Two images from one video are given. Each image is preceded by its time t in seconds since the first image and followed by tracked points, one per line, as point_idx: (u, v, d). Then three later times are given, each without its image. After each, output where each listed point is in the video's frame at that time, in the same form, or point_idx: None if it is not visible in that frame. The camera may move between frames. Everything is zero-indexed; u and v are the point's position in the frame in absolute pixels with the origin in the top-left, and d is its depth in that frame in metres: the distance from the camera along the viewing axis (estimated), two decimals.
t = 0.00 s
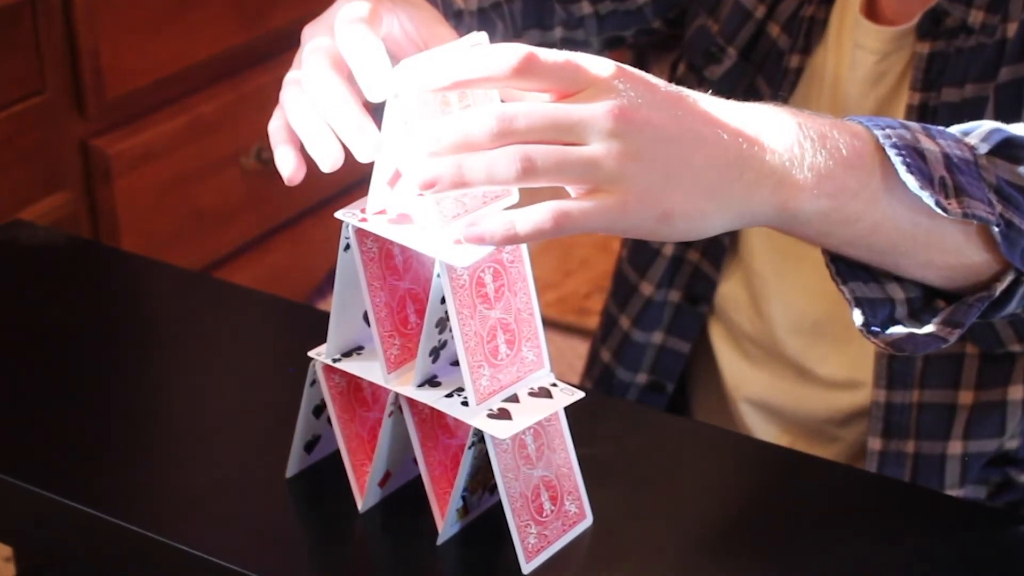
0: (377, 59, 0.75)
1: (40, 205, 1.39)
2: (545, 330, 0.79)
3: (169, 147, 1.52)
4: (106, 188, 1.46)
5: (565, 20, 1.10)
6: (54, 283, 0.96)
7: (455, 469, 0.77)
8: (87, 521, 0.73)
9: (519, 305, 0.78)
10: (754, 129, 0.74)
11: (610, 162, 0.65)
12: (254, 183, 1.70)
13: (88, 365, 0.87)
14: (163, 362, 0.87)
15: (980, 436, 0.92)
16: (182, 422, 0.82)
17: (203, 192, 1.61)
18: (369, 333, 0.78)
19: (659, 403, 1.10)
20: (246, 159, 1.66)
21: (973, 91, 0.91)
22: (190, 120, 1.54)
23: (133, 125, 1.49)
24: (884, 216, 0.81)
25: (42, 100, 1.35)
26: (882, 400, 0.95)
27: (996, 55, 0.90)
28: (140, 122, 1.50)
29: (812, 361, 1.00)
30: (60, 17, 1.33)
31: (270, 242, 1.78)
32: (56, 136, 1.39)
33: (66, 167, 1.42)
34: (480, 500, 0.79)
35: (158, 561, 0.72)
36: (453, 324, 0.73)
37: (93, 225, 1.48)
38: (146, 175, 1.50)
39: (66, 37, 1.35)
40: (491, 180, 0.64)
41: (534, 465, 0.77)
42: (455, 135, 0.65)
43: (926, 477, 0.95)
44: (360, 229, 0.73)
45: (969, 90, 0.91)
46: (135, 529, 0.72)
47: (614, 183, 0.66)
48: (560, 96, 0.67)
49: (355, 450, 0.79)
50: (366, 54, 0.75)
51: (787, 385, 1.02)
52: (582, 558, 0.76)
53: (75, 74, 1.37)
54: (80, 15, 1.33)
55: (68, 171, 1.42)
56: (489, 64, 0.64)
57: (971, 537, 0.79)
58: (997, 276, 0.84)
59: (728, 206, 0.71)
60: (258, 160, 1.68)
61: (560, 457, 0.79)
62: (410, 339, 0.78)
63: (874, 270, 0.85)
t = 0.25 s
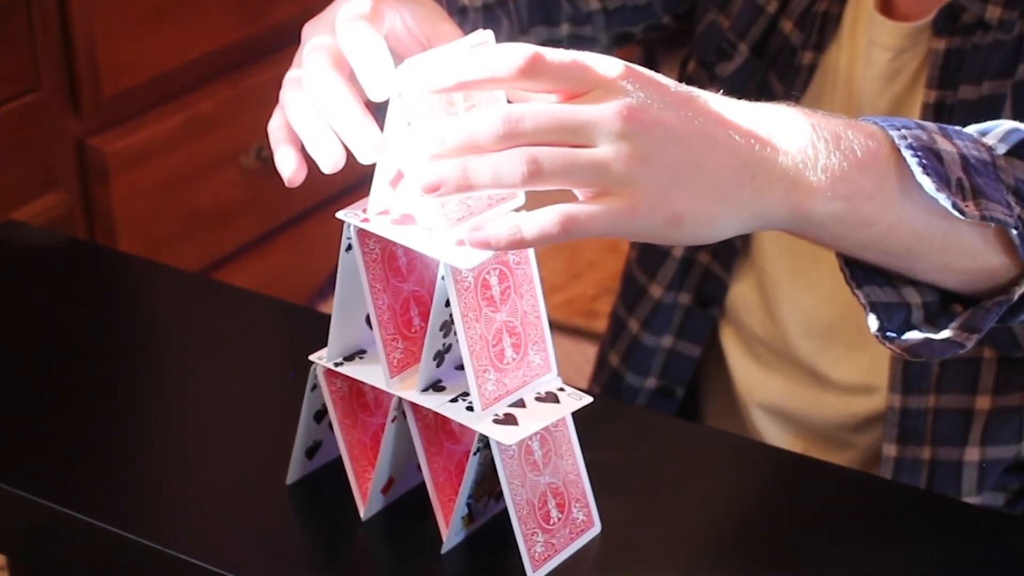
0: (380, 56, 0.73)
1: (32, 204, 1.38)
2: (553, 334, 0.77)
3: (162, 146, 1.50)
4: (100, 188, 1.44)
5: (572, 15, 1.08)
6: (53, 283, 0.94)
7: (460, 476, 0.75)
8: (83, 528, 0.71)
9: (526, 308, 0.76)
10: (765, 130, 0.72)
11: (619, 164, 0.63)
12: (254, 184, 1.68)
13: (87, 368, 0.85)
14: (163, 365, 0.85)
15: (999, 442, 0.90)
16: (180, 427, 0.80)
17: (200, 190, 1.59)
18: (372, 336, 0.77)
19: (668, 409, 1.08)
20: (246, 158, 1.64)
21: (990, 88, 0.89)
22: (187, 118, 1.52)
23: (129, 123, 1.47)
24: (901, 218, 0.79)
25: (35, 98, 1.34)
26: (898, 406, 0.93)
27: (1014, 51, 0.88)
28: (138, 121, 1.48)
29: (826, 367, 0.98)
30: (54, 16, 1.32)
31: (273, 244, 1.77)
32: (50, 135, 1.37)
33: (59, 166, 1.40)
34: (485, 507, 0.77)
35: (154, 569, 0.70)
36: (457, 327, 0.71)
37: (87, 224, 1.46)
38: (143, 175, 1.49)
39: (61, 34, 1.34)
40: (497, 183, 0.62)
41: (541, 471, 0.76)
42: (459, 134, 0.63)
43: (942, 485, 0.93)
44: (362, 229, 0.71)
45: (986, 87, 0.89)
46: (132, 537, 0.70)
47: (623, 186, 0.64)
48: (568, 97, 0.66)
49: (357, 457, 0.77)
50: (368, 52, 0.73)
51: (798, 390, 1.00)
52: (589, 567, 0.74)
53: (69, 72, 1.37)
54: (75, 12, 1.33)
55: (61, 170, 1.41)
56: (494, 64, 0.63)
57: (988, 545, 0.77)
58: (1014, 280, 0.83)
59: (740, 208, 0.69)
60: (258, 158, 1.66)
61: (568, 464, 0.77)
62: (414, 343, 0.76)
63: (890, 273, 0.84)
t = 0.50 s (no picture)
0: (382, 52, 0.71)
1: (25, 204, 1.32)
2: (560, 337, 0.75)
3: (164, 146, 1.46)
4: (96, 185, 1.38)
5: (580, 11, 1.07)
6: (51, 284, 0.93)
7: (465, 483, 0.73)
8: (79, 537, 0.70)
9: (532, 311, 0.74)
10: (777, 129, 0.70)
11: (627, 164, 0.61)
12: (263, 182, 1.65)
13: (84, 372, 0.83)
14: (161, 369, 0.84)
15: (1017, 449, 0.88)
16: (179, 432, 0.78)
17: (201, 191, 1.55)
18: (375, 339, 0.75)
19: (677, 415, 1.06)
20: (245, 156, 1.60)
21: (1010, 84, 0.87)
22: (189, 113, 1.48)
23: (127, 120, 1.42)
24: (916, 219, 0.78)
25: (31, 95, 1.28)
26: (914, 411, 0.91)
27: None
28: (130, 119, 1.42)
29: (840, 371, 0.96)
30: (51, 16, 1.28)
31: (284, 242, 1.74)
32: (46, 133, 1.32)
33: (54, 167, 1.34)
34: (490, 515, 0.75)
35: None
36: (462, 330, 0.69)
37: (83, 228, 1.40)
38: (142, 173, 1.44)
39: (56, 30, 1.29)
40: (502, 184, 0.60)
41: (548, 478, 0.74)
42: (462, 134, 0.61)
43: (959, 491, 0.91)
44: (364, 231, 0.69)
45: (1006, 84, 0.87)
46: (128, 545, 0.68)
47: (631, 186, 0.62)
48: (574, 96, 0.64)
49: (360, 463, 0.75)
50: (370, 48, 0.71)
51: (812, 395, 0.98)
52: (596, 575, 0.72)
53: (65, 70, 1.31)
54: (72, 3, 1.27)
55: (55, 170, 1.35)
56: (500, 60, 0.61)
57: (1010, 554, 0.75)
58: None
59: (753, 208, 0.67)
60: (258, 156, 1.61)
61: (575, 470, 0.75)
62: (418, 347, 0.74)
63: (904, 276, 0.81)
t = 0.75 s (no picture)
0: (381, 45, 0.69)
1: (19, 204, 1.30)
2: (567, 340, 0.73)
3: (161, 143, 1.43)
4: (91, 184, 1.36)
5: (588, 7, 1.05)
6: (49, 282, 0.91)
7: (469, 489, 0.72)
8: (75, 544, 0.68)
9: (538, 313, 0.72)
10: (789, 130, 0.68)
11: (636, 165, 0.60)
12: (264, 182, 1.64)
13: (80, 373, 0.81)
14: (159, 372, 0.82)
15: None
16: (177, 435, 0.76)
17: (198, 191, 1.52)
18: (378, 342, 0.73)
19: (688, 419, 1.04)
20: (244, 155, 1.58)
21: None
22: (188, 111, 1.46)
23: (125, 118, 1.40)
24: (933, 222, 0.76)
25: (25, 91, 1.26)
26: (929, 416, 0.89)
27: None
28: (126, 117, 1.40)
29: (854, 377, 0.95)
30: (48, 13, 1.25)
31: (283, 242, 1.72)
32: (40, 131, 1.30)
33: (49, 165, 1.33)
34: (496, 523, 0.73)
35: None
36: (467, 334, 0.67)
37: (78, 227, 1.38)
38: (139, 172, 1.41)
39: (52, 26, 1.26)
40: (509, 186, 0.59)
41: (555, 485, 0.72)
42: (465, 134, 0.59)
43: (977, 499, 0.89)
44: (367, 235, 0.68)
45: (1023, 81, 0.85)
46: (122, 551, 0.67)
47: (640, 188, 0.60)
48: (582, 96, 0.62)
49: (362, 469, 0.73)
50: (369, 41, 0.70)
51: (826, 400, 0.97)
52: None
53: (60, 66, 1.29)
54: None
55: (50, 168, 1.33)
56: (505, 60, 0.59)
57: None
58: None
59: (765, 209, 0.65)
60: (258, 155, 1.60)
61: (583, 476, 0.73)
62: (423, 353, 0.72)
63: (919, 280, 0.79)
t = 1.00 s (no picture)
0: (381, 37, 0.68)
1: (12, 205, 1.27)
2: (574, 343, 0.72)
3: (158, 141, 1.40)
4: (86, 185, 1.33)
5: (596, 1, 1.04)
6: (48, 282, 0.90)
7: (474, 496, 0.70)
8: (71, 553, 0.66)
9: (545, 316, 0.70)
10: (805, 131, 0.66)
11: (648, 169, 0.58)
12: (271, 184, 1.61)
13: (78, 377, 0.80)
14: (158, 376, 0.80)
15: None
16: (175, 442, 0.74)
17: (197, 191, 1.49)
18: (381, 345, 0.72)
19: (698, 424, 1.02)
20: (242, 154, 1.54)
21: None
22: (184, 109, 1.43)
23: (121, 117, 1.37)
24: (952, 226, 0.74)
25: (17, 90, 1.23)
26: (945, 422, 0.88)
27: None
28: (120, 116, 1.37)
29: (870, 383, 0.93)
30: (41, 11, 1.22)
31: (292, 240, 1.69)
32: (33, 131, 1.27)
33: (42, 165, 1.30)
34: (501, 530, 0.72)
35: None
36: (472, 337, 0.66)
37: (74, 229, 1.36)
38: (136, 171, 1.38)
39: (47, 23, 1.23)
40: (517, 190, 0.57)
41: (561, 491, 0.70)
42: (472, 133, 0.57)
43: (993, 505, 0.88)
44: (370, 236, 0.66)
45: None
46: (117, 559, 0.65)
47: (652, 192, 0.58)
48: (594, 96, 0.60)
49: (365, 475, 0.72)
50: (369, 33, 0.68)
51: (839, 405, 0.95)
52: None
53: (54, 63, 1.26)
54: None
55: (43, 168, 1.30)
56: (514, 58, 0.57)
57: None
58: None
59: (780, 214, 0.63)
60: (258, 154, 1.56)
61: (590, 482, 0.71)
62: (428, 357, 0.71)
63: (936, 284, 0.77)
